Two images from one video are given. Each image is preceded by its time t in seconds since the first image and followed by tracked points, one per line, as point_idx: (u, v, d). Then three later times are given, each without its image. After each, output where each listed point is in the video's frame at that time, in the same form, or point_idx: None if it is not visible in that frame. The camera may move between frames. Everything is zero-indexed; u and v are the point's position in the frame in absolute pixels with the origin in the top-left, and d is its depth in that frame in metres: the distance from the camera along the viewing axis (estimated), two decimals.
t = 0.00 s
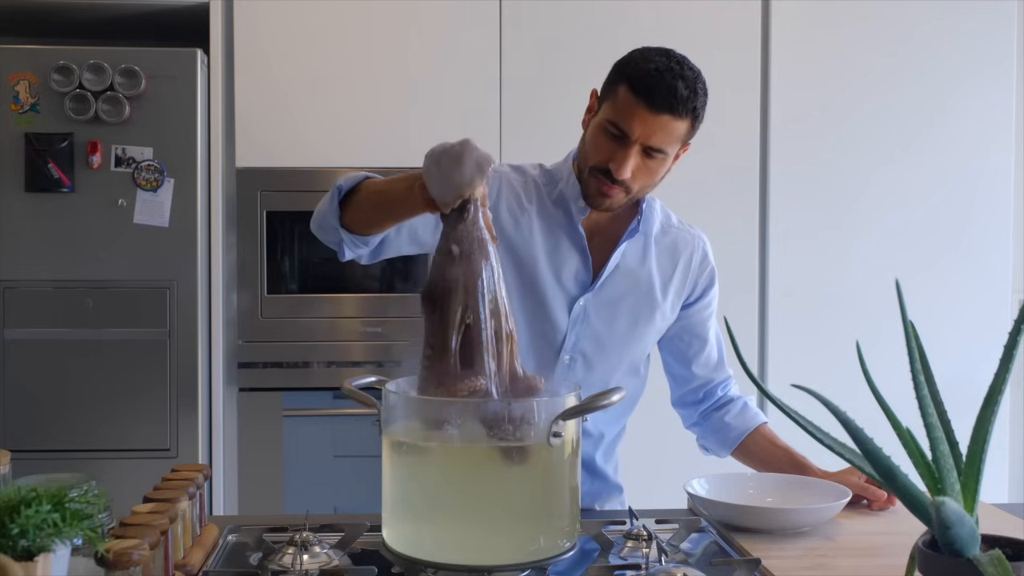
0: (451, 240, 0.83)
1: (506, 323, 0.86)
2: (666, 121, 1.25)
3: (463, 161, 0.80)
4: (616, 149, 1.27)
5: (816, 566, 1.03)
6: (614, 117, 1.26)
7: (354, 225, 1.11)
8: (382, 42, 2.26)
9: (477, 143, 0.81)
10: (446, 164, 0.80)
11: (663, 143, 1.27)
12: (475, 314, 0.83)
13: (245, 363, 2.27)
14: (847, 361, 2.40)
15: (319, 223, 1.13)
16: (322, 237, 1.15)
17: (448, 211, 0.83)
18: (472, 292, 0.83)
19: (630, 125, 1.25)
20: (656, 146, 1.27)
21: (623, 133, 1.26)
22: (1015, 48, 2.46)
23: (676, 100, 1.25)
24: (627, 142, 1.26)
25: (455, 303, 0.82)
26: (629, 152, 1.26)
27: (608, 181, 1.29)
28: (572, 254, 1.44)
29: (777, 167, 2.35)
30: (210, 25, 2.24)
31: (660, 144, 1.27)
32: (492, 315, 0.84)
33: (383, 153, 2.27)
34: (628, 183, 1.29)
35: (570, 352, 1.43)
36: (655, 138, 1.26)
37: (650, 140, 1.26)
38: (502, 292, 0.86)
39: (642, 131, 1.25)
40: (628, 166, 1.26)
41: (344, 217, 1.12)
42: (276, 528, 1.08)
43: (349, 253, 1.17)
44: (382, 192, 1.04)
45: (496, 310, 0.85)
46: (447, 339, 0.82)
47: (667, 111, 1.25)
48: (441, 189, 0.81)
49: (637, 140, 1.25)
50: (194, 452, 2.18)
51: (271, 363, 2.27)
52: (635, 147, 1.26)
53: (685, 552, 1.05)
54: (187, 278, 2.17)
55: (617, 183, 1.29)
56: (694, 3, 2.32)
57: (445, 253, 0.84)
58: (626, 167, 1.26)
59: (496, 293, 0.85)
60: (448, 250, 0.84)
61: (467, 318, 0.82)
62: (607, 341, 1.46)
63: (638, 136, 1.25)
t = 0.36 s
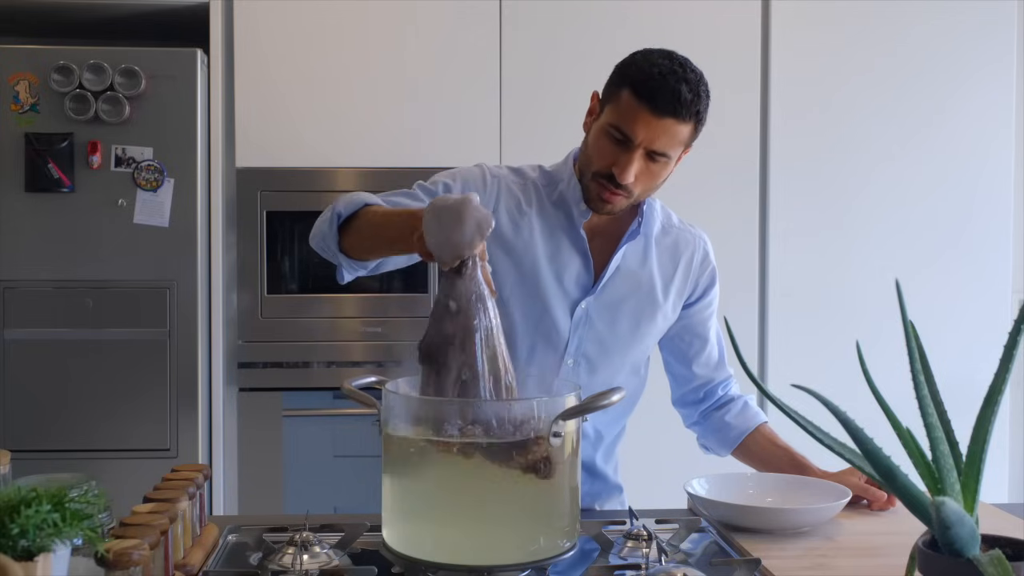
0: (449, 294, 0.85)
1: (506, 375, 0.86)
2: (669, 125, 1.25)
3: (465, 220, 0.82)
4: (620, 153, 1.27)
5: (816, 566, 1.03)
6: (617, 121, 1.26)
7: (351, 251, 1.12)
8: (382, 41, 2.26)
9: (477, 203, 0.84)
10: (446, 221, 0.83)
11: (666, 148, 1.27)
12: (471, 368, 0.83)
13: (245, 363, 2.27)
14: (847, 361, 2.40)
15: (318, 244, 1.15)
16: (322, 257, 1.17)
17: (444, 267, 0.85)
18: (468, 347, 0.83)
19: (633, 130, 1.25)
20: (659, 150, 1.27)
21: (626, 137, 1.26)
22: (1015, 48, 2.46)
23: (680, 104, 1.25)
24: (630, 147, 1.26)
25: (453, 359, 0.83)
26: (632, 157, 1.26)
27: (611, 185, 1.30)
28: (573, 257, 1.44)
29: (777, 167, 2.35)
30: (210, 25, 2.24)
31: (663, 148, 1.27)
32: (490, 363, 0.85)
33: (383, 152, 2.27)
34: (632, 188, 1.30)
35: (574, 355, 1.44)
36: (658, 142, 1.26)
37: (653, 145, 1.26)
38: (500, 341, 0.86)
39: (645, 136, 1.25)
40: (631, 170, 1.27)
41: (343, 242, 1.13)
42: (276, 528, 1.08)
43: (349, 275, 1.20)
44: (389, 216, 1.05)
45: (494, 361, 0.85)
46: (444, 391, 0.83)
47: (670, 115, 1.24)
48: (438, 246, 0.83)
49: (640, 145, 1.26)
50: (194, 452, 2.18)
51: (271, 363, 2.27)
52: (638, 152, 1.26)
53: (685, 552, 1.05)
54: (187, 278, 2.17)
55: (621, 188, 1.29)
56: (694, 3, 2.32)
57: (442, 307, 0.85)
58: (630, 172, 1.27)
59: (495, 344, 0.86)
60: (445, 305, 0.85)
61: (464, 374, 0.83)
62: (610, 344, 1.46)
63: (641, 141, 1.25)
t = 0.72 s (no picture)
0: (447, 344, 0.86)
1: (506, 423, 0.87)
2: (661, 119, 1.25)
3: (467, 277, 0.86)
4: (613, 149, 1.27)
5: (816, 566, 1.03)
6: (609, 118, 1.26)
7: (351, 269, 1.15)
8: (382, 41, 2.26)
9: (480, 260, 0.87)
10: (449, 277, 0.86)
11: (659, 142, 1.27)
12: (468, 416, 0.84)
13: (245, 363, 2.27)
14: (847, 361, 2.40)
15: (318, 256, 1.18)
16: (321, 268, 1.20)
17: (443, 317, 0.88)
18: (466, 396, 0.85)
19: (625, 125, 1.25)
20: (652, 145, 1.27)
21: (619, 132, 1.26)
22: (1015, 48, 2.46)
23: (671, 98, 1.25)
24: (624, 142, 1.26)
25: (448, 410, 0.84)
26: (626, 152, 1.26)
27: (606, 183, 1.30)
28: (572, 259, 1.44)
29: (777, 167, 2.35)
30: (210, 25, 2.24)
31: (656, 143, 1.26)
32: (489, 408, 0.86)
33: (383, 152, 2.27)
34: (627, 184, 1.29)
35: (573, 358, 1.45)
36: (651, 136, 1.26)
37: (646, 139, 1.26)
38: (499, 389, 0.87)
39: (637, 130, 1.25)
40: (625, 166, 1.27)
41: (343, 260, 1.17)
42: (276, 528, 1.08)
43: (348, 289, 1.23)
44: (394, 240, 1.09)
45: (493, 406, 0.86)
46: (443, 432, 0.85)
47: (662, 108, 1.25)
48: (439, 299, 0.87)
49: (633, 140, 1.26)
50: (194, 452, 2.18)
51: (271, 363, 2.28)
52: (632, 148, 1.26)
53: (685, 552, 1.05)
54: (187, 278, 2.17)
55: (616, 184, 1.29)
56: (694, 3, 2.32)
57: (440, 356, 0.86)
58: (624, 167, 1.27)
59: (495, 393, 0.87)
60: (444, 354, 0.86)
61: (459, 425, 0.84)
62: (609, 346, 1.46)
63: (634, 136, 1.25)
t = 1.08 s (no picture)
0: (449, 374, 0.86)
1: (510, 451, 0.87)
2: (647, 105, 1.26)
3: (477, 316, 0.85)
4: (603, 142, 1.28)
5: (815, 566, 1.03)
6: (596, 111, 1.28)
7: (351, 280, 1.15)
8: (382, 41, 2.26)
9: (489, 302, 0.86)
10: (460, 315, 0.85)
11: (648, 129, 1.27)
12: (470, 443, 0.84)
13: (245, 363, 2.27)
14: (847, 361, 2.40)
15: (320, 259, 1.18)
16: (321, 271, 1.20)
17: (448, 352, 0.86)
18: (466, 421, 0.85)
19: (611, 115, 1.26)
20: (641, 132, 1.27)
21: (607, 125, 1.27)
22: (1015, 48, 2.46)
23: (654, 82, 1.26)
24: (613, 134, 1.27)
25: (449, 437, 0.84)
26: (616, 143, 1.27)
27: (601, 176, 1.30)
28: (571, 260, 1.44)
29: (777, 167, 2.36)
30: (210, 25, 2.24)
31: (645, 130, 1.27)
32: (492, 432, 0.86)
33: (383, 152, 2.27)
34: (622, 176, 1.29)
35: (574, 359, 1.45)
36: (639, 124, 1.26)
37: (635, 127, 1.26)
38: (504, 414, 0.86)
39: (624, 120, 1.26)
40: (617, 156, 1.27)
41: (344, 269, 1.17)
42: (276, 528, 1.08)
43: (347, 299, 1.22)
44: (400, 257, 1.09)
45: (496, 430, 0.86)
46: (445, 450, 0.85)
47: (646, 95, 1.25)
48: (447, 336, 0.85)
49: (621, 129, 1.26)
50: (194, 452, 2.18)
51: (271, 363, 2.28)
52: (621, 136, 1.27)
53: (685, 552, 1.05)
54: (187, 278, 2.17)
55: (611, 176, 1.29)
56: (694, 2, 2.32)
57: (442, 387, 0.86)
58: (615, 158, 1.27)
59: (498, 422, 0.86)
60: (446, 386, 0.86)
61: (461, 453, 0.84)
62: (609, 347, 1.46)
63: (622, 125, 1.26)
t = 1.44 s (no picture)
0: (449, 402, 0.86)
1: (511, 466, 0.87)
2: (624, 93, 1.29)
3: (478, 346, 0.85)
4: (588, 136, 1.31)
5: (816, 566, 1.03)
6: (576, 108, 1.31)
7: (353, 289, 1.16)
8: (382, 41, 2.26)
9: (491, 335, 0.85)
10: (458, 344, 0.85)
11: (630, 117, 1.30)
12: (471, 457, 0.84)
13: (245, 363, 2.27)
14: (847, 361, 2.40)
15: (320, 265, 1.18)
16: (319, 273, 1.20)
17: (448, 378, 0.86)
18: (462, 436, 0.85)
19: (591, 108, 1.29)
20: (623, 121, 1.29)
21: (589, 119, 1.30)
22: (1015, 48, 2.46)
23: (628, 70, 1.29)
24: (596, 127, 1.30)
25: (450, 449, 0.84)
26: (600, 135, 1.30)
27: (592, 171, 1.33)
28: (570, 260, 1.44)
29: (777, 167, 2.36)
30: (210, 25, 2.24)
31: (627, 118, 1.29)
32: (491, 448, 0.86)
33: (383, 153, 2.27)
34: (611, 167, 1.32)
35: (573, 360, 1.44)
36: (620, 113, 1.29)
37: (616, 117, 1.29)
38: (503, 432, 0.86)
39: (604, 111, 1.29)
40: (603, 148, 1.30)
41: (346, 278, 1.17)
42: (276, 528, 1.08)
43: (346, 307, 1.22)
44: (404, 273, 1.09)
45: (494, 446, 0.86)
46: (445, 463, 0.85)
47: (621, 83, 1.29)
48: (447, 364, 0.85)
49: (603, 120, 1.29)
50: (194, 452, 2.18)
51: (271, 363, 2.28)
52: (604, 128, 1.29)
53: (685, 552, 1.05)
54: (186, 278, 2.17)
55: (601, 169, 1.32)
56: (694, 2, 2.32)
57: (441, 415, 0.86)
58: (601, 150, 1.29)
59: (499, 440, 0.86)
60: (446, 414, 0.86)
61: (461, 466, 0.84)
62: (609, 347, 1.46)
63: (602, 117, 1.29)
